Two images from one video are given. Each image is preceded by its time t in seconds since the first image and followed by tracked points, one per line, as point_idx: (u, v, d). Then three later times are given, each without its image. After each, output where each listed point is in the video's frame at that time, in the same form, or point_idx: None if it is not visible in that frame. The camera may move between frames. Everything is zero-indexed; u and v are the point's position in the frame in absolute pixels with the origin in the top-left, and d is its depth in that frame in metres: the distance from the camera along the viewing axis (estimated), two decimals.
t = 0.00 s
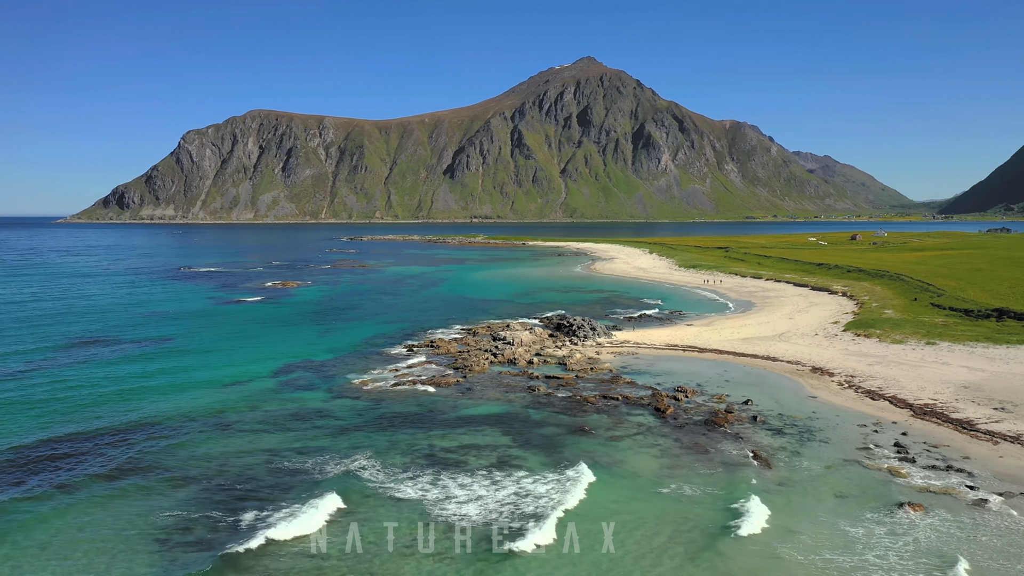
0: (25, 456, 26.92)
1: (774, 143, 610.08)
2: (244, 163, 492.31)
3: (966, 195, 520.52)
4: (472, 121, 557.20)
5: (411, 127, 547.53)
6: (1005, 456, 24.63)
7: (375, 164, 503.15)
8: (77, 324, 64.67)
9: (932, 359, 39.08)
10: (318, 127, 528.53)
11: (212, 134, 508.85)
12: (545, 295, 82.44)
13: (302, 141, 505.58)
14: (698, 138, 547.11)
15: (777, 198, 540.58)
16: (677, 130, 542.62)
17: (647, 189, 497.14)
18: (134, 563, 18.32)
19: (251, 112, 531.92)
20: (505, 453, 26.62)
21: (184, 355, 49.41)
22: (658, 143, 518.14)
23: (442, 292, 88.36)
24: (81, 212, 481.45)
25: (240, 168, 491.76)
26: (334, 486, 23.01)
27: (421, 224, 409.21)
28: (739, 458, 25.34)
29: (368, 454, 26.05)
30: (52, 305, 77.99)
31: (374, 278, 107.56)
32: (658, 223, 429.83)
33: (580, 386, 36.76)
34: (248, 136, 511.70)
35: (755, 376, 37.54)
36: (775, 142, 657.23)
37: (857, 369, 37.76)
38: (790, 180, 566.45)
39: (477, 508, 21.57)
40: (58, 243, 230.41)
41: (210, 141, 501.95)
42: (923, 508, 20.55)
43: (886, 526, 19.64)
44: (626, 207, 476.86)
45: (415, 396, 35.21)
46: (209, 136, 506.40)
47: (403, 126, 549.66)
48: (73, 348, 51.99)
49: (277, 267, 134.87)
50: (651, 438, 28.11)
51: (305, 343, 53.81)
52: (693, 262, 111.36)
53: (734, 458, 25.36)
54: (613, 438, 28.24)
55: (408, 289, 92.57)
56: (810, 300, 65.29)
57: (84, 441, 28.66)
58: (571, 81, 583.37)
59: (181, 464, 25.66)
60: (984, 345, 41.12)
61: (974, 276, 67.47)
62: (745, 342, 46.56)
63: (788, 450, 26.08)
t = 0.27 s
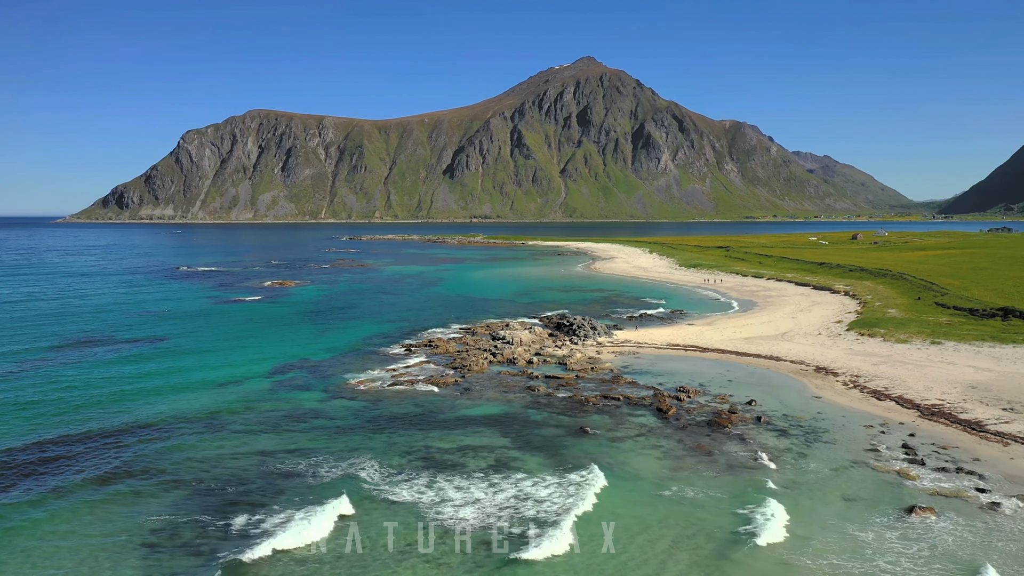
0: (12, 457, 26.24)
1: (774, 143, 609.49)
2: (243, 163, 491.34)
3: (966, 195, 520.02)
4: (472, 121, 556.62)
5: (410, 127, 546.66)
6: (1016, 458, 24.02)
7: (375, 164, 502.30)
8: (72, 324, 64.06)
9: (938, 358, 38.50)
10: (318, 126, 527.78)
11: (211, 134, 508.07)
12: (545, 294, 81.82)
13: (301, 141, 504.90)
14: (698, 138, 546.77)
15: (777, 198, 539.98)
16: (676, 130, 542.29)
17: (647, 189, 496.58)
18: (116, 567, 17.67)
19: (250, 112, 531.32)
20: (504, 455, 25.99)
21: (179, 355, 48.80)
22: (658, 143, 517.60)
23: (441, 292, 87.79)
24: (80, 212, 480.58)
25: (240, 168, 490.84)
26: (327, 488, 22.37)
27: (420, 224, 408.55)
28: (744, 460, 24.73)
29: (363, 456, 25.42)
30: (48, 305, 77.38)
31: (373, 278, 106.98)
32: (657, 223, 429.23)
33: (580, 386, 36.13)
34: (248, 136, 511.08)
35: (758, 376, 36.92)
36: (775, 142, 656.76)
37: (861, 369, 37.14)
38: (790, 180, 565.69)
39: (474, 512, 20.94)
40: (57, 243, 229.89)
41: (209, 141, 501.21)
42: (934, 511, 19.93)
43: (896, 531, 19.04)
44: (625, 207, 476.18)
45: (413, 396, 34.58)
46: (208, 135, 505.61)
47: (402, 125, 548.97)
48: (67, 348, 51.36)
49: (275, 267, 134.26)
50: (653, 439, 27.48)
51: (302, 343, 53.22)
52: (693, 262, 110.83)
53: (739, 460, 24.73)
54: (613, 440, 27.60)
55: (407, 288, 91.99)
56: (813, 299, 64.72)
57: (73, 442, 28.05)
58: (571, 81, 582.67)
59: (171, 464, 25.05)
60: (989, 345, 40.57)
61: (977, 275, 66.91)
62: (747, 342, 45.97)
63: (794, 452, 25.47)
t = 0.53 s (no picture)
0: None
1: (775, 143, 608.36)
2: (242, 163, 490.62)
3: (967, 195, 519.11)
4: (472, 121, 555.86)
5: (410, 127, 545.83)
6: None
7: (374, 163, 501.38)
8: (68, 323, 63.48)
9: (945, 358, 37.81)
10: (317, 126, 526.77)
11: (210, 134, 507.09)
12: (545, 293, 81.17)
13: (301, 141, 504.08)
14: (698, 138, 545.97)
15: (777, 198, 539.01)
16: (676, 129, 541.53)
17: (647, 189, 495.86)
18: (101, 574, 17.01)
19: (250, 112, 530.35)
20: (502, 457, 25.33)
21: (175, 355, 48.18)
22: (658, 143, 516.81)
23: (440, 291, 87.12)
24: (79, 212, 479.65)
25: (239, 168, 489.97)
26: (319, 490, 21.69)
27: (420, 224, 407.74)
28: (749, 462, 24.10)
29: (358, 457, 24.75)
30: (44, 304, 76.77)
31: (371, 277, 106.25)
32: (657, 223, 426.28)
33: (581, 386, 35.46)
34: (247, 135, 510.24)
35: (762, 376, 36.26)
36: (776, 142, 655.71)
37: (867, 369, 36.49)
38: (790, 180, 564.89)
39: (471, 517, 20.23)
40: (55, 242, 229.20)
41: (209, 140, 500.28)
42: (946, 515, 19.29)
43: (908, 536, 18.39)
44: (625, 207, 475.45)
45: (410, 396, 33.93)
46: (207, 135, 504.70)
47: (402, 125, 547.94)
48: (61, 348, 50.72)
49: (274, 266, 133.55)
50: (656, 440, 26.82)
51: (299, 342, 52.59)
52: (694, 261, 110.09)
53: (744, 462, 24.08)
54: (615, 441, 26.95)
55: (406, 287, 91.33)
56: (815, 298, 64.13)
57: (61, 444, 27.45)
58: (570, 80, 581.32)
59: (160, 466, 24.45)
60: (996, 344, 39.89)
61: (982, 274, 66.18)
62: (750, 341, 45.30)
63: (801, 454, 24.81)
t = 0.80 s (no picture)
0: None
1: (775, 143, 608.01)
2: (242, 163, 489.77)
3: (967, 195, 518.84)
4: (472, 120, 555.62)
5: (410, 127, 545.07)
6: None
7: (374, 163, 500.99)
8: (64, 323, 63.10)
9: (951, 358, 37.28)
10: (317, 126, 526.41)
11: (210, 133, 506.55)
12: (545, 292, 80.69)
13: (300, 141, 503.71)
14: (697, 138, 545.77)
15: (777, 198, 538.67)
16: (676, 129, 541.35)
17: (646, 189, 495.28)
18: None
19: (249, 111, 529.98)
20: (501, 459, 24.78)
21: (170, 355, 47.67)
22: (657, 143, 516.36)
23: (440, 290, 86.62)
24: (79, 212, 479.19)
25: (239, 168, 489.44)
26: (312, 492, 21.16)
27: (420, 224, 407.32)
28: (754, 463, 23.58)
29: (354, 459, 24.17)
30: (41, 304, 76.42)
31: (370, 276, 105.86)
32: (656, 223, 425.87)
33: (581, 386, 34.90)
34: (247, 135, 509.80)
35: (765, 376, 35.73)
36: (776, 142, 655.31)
37: (872, 369, 35.97)
38: (790, 180, 564.23)
39: (469, 520, 19.69)
40: (55, 242, 229.01)
41: (208, 140, 499.85)
42: (958, 519, 18.75)
43: (919, 541, 17.85)
44: (625, 207, 475.01)
45: (407, 396, 33.40)
46: (207, 135, 504.16)
47: (401, 125, 547.61)
48: (56, 348, 50.31)
49: (272, 265, 133.14)
50: (658, 441, 26.27)
51: (296, 342, 52.11)
52: (695, 261, 109.67)
53: (748, 464, 23.54)
54: (616, 442, 26.43)
55: (405, 287, 90.88)
56: (817, 297, 63.66)
57: (51, 446, 26.96)
58: (570, 80, 581.06)
59: (150, 468, 23.92)
60: (1002, 344, 39.36)
61: (985, 273, 65.64)
62: (753, 341, 44.78)
63: (806, 455, 24.27)
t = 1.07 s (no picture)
0: None
1: (775, 143, 607.14)
2: (241, 163, 488.71)
3: (967, 195, 517.98)
4: (471, 120, 554.90)
5: (409, 126, 544.04)
6: None
7: (373, 163, 499.95)
8: (59, 323, 62.41)
9: (958, 357, 36.58)
10: (316, 125, 525.50)
11: (209, 133, 505.47)
12: (545, 292, 80.03)
13: (300, 141, 502.81)
14: (697, 137, 545.05)
15: (777, 198, 537.83)
16: (676, 129, 540.73)
17: (646, 189, 494.63)
18: None
19: (249, 111, 529.08)
20: (500, 461, 24.11)
21: (165, 355, 47.00)
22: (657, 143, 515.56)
23: (439, 289, 85.94)
24: (78, 212, 478.06)
25: (238, 167, 488.25)
26: (303, 496, 20.47)
27: (420, 224, 406.57)
28: (760, 466, 22.91)
29: (348, 461, 23.50)
30: (36, 304, 75.70)
31: (369, 276, 105.12)
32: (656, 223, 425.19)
33: (581, 386, 34.22)
34: (246, 135, 508.88)
35: (769, 376, 35.06)
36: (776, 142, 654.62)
37: (878, 368, 35.31)
38: (790, 180, 563.54)
39: (466, 526, 19.00)
40: (53, 242, 228.04)
41: (208, 140, 498.85)
42: (974, 524, 18.08)
43: (935, 547, 17.18)
44: (625, 207, 474.18)
45: (404, 397, 32.65)
46: (206, 134, 503.14)
47: (401, 125, 546.78)
48: (49, 348, 49.64)
49: (270, 265, 132.30)
50: (662, 443, 25.61)
51: (292, 341, 51.45)
52: (695, 260, 108.93)
53: (755, 467, 22.86)
54: (618, 444, 25.74)
55: (404, 286, 90.17)
56: (820, 297, 62.99)
57: (37, 448, 26.22)
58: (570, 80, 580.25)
59: (139, 471, 23.26)
60: (1010, 343, 38.63)
61: (989, 272, 64.93)
62: (755, 340, 44.11)
63: (814, 458, 23.61)
